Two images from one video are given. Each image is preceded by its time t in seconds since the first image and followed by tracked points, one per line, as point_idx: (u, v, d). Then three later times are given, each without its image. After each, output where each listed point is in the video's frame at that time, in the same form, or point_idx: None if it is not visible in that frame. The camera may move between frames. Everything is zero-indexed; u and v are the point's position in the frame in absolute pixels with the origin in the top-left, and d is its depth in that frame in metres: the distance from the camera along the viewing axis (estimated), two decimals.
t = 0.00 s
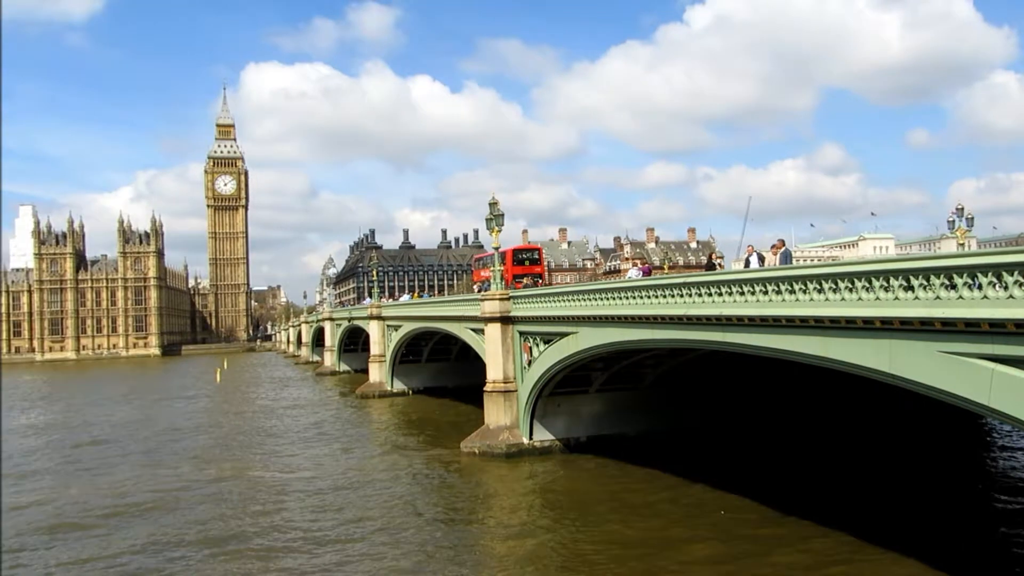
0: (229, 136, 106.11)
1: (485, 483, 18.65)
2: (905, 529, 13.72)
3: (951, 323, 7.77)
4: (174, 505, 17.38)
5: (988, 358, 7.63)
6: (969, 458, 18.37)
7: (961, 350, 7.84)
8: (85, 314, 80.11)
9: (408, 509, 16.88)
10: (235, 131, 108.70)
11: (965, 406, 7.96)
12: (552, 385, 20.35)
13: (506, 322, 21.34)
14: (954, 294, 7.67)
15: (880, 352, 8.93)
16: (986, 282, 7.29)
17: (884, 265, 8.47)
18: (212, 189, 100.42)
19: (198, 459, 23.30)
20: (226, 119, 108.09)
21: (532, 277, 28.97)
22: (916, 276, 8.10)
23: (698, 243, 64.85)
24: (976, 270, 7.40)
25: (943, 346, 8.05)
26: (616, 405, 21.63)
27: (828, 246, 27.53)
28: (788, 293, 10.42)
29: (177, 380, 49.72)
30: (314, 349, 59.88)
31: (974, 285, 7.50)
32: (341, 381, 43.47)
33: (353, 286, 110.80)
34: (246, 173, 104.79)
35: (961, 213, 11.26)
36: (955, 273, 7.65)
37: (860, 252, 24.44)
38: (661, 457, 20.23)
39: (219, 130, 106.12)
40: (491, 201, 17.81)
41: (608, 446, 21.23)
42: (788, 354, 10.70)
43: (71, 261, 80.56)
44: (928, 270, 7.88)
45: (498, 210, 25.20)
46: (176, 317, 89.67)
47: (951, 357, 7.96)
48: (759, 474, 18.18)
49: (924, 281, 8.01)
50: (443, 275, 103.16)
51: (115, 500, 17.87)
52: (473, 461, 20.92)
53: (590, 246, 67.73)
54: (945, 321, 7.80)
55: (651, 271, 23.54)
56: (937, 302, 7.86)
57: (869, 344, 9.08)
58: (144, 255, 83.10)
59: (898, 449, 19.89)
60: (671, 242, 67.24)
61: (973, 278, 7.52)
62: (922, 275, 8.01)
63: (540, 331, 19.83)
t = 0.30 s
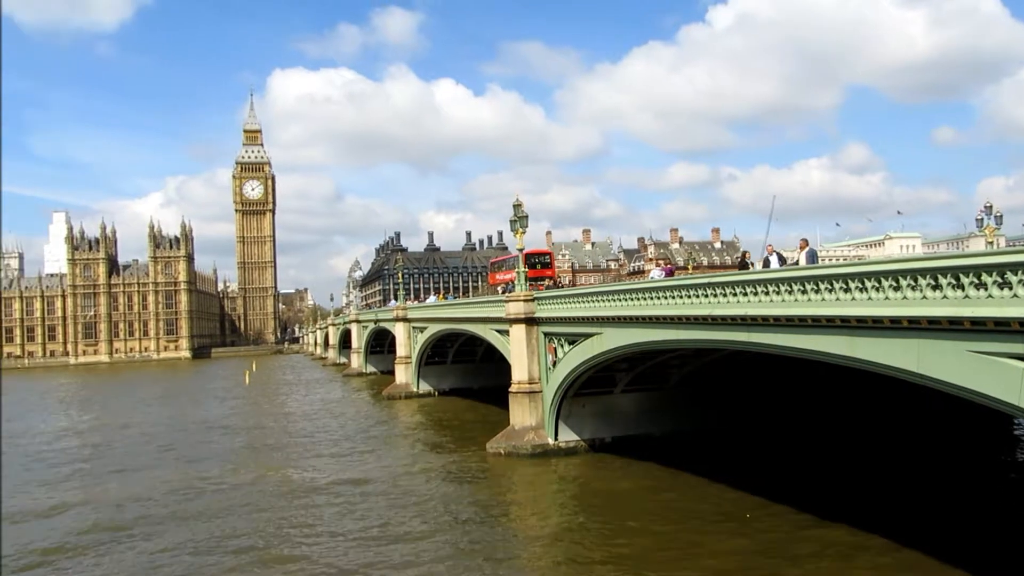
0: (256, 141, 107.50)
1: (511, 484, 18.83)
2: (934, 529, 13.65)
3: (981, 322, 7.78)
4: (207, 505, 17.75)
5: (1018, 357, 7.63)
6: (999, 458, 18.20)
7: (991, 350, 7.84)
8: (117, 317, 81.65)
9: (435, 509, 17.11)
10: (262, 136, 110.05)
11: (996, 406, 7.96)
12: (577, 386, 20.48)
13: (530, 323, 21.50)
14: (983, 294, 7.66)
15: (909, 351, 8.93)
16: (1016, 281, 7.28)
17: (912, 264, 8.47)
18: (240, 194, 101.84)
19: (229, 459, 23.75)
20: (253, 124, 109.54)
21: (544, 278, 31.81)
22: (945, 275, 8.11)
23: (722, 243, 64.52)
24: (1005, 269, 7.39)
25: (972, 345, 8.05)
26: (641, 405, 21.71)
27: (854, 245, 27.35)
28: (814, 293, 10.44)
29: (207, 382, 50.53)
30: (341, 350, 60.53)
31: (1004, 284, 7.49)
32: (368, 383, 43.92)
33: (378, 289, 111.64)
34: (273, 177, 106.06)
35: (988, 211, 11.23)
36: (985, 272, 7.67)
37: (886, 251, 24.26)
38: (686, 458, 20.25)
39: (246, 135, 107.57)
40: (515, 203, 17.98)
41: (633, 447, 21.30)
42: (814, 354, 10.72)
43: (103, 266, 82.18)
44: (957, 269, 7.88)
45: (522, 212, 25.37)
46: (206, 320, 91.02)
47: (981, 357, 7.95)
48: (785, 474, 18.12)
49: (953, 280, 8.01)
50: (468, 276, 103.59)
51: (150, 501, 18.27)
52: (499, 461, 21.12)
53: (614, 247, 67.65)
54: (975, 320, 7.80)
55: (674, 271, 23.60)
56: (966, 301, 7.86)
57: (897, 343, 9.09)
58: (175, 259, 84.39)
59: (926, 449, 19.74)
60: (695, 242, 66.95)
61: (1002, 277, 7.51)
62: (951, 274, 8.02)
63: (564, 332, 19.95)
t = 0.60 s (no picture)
0: (278, 141, 108.43)
1: (529, 482, 18.94)
2: (954, 530, 13.59)
3: (1005, 323, 7.77)
4: (229, 502, 18.02)
5: None
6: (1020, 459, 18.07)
7: (1013, 350, 7.85)
8: (142, 315, 82.81)
9: (454, 506, 17.26)
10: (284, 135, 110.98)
11: (1016, 406, 7.98)
12: (596, 385, 20.58)
13: (550, 322, 21.58)
14: (1006, 294, 7.66)
15: (930, 351, 8.95)
16: None
17: (933, 264, 8.48)
18: (262, 193, 102.81)
19: (251, 456, 24.08)
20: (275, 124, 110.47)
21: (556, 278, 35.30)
22: (968, 275, 8.13)
23: (742, 242, 64.15)
24: None
25: (994, 346, 8.06)
26: (658, 404, 21.82)
27: (874, 245, 27.15)
28: (833, 292, 10.45)
29: (230, 379, 51.13)
30: (362, 348, 60.98)
31: None
32: (388, 381, 44.26)
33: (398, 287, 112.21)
34: (294, 176, 106.96)
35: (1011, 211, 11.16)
36: (1006, 273, 7.66)
37: (908, 250, 24.05)
38: (704, 457, 20.29)
39: (269, 135, 108.54)
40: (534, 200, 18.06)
41: (651, 445, 21.37)
42: (834, 354, 10.74)
43: (128, 265, 83.36)
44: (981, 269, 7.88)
45: (541, 212, 25.46)
46: (229, 318, 92.04)
47: (1002, 358, 7.97)
48: (804, 475, 18.09)
49: (978, 280, 8.02)
50: (487, 275, 103.86)
51: (174, 497, 18.57)
52: (517, 459, 21.26)
53: (634, 246, 67.46)
54: (997, 321, 7.82)
55: (692, 270, 23.54)
56: (990, 301, 7.87)
57: (919, 343, 9.09)
58: (198, 258, 85.38)
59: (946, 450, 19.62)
60: (715, 242, 66.58)
61: None
62: (975, 274, 8.03)
63: (583, 331, 20.01)
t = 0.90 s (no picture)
0: (299, 138, 109.25)
1: (547, 478, 19.05)
2: (975, 531, 13.56)
3: None
4: (251, 496, 18.29)
5: None
6: None
7: None
8: (166, 311, 83.84)
9: (472, 503, 17.41)
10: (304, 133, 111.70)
11: None
12: (614, 382, 20.67)
13: (568, 319, 21.70)
14: None
15: (951, 350, 8.98)
16: None
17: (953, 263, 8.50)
18: (284, 190, 103.65)
19: (273, 450, 24.46)
20: (296, 122, 111.28)
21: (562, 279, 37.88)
22: (989, 274, 8.15)
23: (761, 240, 63.80)
24: None
25: (1016, 345, 8.09)
26: (676, 402, 21.89)
27: (894, 243, 27.00)
28: (853, 291, 10.49)
29: (252, 374, 51.76)
30: (381, 344, 61.41)
31: None
32: (407, 377, 44.55)
33: (418, 284, 112.66)
34: (315, 174, 107.68)
35: None
36: None
37: (928, 249, 23.91)
38: (722, 455, 20.31)
39: (290, 133, 109.37)
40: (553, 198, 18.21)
41: (669, 443, 21.45)
42: (854, 352, 10.79)
43: (152, 261, 84.52)
44: (1001, 268, 7.90)
45: (560, 209, 25.56)
46: (250, 314, 92.99)
47: None
48: (823, 474, 18.06)
49: (999, 279, 8.04)
50: (506, 272, 104.02)
51: (197, 491, 18.87)
52: (535, 455, 21.42)
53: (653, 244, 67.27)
54: (1019, 320, 7.85)
55: (711, 268, 23.57)
56: (1011, 300, 7.90)
57: (940, 342, 9.13)
58: (221, 255, 86.18)
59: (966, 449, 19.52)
60: (734, 240, 66.23)
61: None
62: (996, 273, 8.05)
63: (601, 328, 20.12)
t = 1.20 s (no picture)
0: (320, 138, 110.10)
1: (567, 476, 19.17)
2: (998, 530, 13.47)
3: None
4: (275, 494, 18.57)
5: None
6: None
7: None
8: (190, 310, 84.88)
9: (492, 500, 17.56)
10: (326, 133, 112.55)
11: None
12: (633, 380, 20.72)
13: (587, 317, 21.77)
14: None
15: (976, 347, 8.96)
16: None
17: (978, 259, 8.47)
18: (305, 190, 104.53)
19: (296, 448, 24.78)
20: (318, 122, 112.12)
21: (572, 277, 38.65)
22: (1013, 270, 8.12)
23: (781, 237, 63.35)
24: None
25: None
26: (695, 400, 21.91)
27: (916, 239, 26.76)
28: (876, 288, 10.48)
29: (275, 372, 52.36)
30: (402, 343, 61.84)
31: None
32: (428, 375, 44.83)
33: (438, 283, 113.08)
34: (336, 173, 108.47)
35: None
36: None
37: (950, 245, 23.67)
38: (741, 453, 20.31)
39: (312, 133, 110.25)
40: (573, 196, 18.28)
41: (689, 440, 21.48)
42: (877, 350, 10.78)
43: (176, 260, 85.65)
44: None
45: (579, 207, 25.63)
46: (273, 313, 93.90)
47: None
48: (844, 472, 17.98)
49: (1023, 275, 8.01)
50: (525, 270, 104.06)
51: (222, 488, 19.22)
52: (555, 452, 21.54)
53: (672, 242, 67.02)
54: None
55: (731, 265, 23.52)
56: None
57: (964, 340, 9.11)
58: (244, 254, 87.09)
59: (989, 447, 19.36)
60: (754, 237, 65.80)
61: None
62: (1020, 269, 8.02)
63: (621, 326, 20.16)
